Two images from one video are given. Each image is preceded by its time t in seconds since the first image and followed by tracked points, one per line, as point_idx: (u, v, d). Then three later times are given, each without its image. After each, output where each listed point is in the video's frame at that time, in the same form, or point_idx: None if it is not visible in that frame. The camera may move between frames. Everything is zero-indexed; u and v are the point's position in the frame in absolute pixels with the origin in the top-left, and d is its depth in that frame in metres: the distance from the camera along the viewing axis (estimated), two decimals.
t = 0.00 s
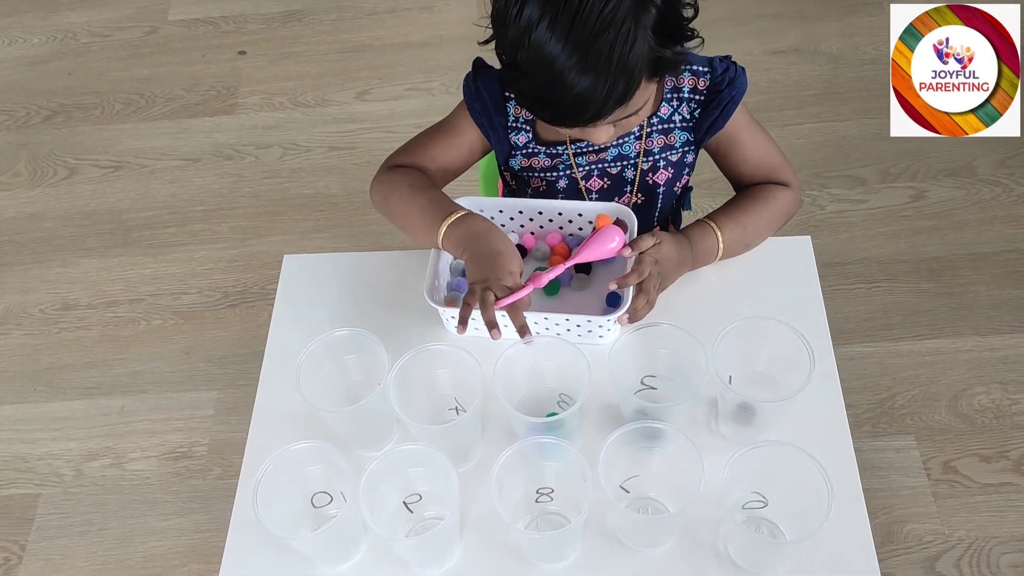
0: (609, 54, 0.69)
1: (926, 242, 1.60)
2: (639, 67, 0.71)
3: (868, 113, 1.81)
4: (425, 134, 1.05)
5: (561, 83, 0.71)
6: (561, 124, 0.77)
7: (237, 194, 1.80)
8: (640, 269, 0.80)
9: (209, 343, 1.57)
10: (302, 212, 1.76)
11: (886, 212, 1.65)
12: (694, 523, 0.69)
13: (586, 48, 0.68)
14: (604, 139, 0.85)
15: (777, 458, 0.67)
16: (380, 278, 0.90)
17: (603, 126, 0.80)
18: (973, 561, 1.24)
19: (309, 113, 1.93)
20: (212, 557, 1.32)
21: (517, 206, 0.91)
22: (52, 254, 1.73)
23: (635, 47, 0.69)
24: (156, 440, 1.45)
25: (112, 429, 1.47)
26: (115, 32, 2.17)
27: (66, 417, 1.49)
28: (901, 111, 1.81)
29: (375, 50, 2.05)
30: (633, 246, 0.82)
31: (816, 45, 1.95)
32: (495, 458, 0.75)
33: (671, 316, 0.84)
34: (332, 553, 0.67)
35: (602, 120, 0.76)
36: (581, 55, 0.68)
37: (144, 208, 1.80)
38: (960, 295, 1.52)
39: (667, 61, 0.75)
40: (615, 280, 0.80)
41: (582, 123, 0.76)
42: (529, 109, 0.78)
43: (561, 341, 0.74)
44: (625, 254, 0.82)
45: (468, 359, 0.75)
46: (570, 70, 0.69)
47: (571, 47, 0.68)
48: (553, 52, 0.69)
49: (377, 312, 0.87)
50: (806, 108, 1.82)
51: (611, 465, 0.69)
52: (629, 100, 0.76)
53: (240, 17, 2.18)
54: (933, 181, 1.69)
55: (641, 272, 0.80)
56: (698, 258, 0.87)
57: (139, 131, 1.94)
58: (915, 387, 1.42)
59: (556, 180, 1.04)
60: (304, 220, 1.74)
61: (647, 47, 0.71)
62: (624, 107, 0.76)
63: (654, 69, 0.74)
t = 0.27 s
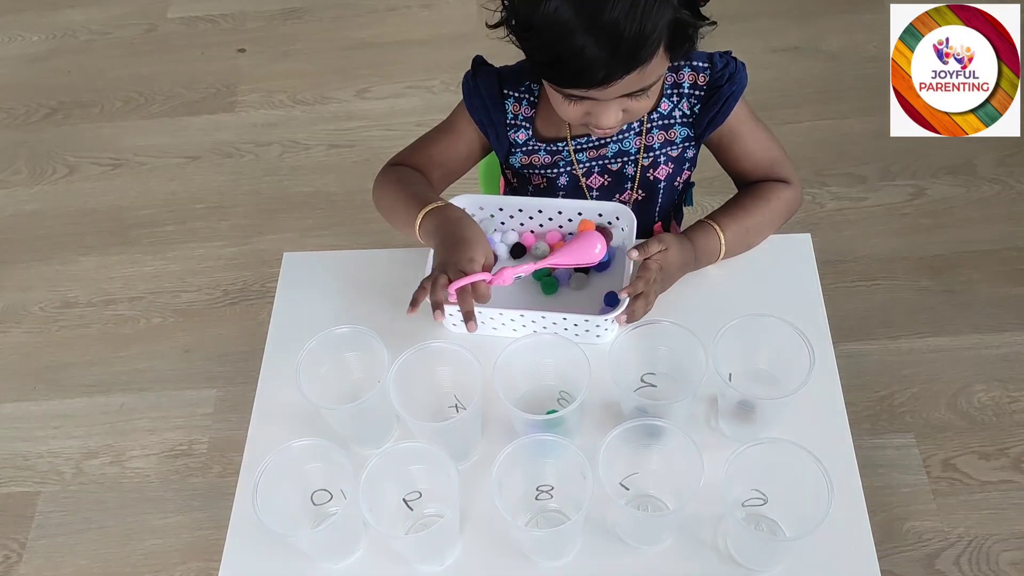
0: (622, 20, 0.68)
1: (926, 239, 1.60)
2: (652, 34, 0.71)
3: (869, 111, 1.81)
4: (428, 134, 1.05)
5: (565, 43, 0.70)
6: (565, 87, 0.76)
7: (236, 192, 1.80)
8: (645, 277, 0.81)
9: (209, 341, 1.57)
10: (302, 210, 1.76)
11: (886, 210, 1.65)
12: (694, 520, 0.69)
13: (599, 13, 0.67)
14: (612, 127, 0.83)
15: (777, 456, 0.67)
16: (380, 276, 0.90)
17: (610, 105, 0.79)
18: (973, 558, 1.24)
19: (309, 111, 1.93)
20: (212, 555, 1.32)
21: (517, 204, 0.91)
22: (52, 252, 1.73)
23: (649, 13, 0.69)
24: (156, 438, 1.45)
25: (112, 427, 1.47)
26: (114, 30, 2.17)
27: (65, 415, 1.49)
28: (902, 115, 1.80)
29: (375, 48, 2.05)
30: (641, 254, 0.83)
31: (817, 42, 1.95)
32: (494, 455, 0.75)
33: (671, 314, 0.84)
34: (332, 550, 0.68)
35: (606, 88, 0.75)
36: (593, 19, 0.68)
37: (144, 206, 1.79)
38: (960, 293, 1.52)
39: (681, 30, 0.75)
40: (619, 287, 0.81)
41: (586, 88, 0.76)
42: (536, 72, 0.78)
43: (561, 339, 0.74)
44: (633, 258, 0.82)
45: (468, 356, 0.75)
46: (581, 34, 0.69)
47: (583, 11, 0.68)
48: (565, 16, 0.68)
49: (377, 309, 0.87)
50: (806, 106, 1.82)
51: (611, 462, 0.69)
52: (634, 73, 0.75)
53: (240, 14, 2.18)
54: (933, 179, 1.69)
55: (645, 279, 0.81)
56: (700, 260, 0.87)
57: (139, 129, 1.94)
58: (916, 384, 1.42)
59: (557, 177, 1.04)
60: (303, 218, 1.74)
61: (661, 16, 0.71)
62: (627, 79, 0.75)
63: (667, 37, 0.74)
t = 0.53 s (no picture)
0: None
1: (926, 238, 1.60)
2: None
3: (869, 109, 1.81)
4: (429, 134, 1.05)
5: (543, 23, 0.71)
6: (573, 68, 0.76)
7: (236, 191, 1.80)
8: (652, 275, 0.81)
9: (209, 340, 1.57)
10: (301, 209, 1.76)
11: (886, 208, 1.65)
12: (694, 519, 0.69)
13: None
14: (648, 92, 0.81)
15: (777, 454, 0.67)
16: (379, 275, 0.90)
17: (628, 69, 0.77)
18: (973, 557, 1.24)
19: (308, 110, 1.93)
20: (212, 554, 1.32)
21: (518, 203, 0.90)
22: (52, 251, 1.73)
23: None
24: (156, 437, 1.45)
25: (111, 426, 1.47)
26: (114, 29, 2.16)
27: (65, 414, 1.49)
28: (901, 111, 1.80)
29: (375, 47, 2.05)
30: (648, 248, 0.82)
31: (817, 41, 1.94)
32: (494, 454, 0.75)
33: (671, 313, 0.84)
34: (332, 549, 0.67)
35: (609, 51, 0.74)
36: None
37: (143, 206, 1.79)
38: (961, 291, 1.52)
39: None
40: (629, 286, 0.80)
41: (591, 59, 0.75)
42: (549, 70, 0.80)
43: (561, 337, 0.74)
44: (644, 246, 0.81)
45: (467, 354, 0.75)
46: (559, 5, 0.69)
47: None
48: None
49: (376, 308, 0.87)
50: (806, 105, 1.82)
51: (611, 460, 0.69)
52: (631, 26, 0.72)
53: (239, 13, 2.18)
54: (933, 177, 1.69)
55: (652, 278, 0.81)
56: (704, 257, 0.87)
57: (138, 128, 1.94)
58: (916, 383, 1.42)
59: (558, 180, 1.04)
60: (303, 217, 1.74)
61: None
62: (628, 35, 0.73)
63: None
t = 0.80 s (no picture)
0: None
1: (926, 242, 1.60)
2: None
3: (869, 113, 1.81)
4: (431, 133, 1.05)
5: (525, 15, 0.73)
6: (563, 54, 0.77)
7: (236, 194, 1.80)
8: (651, 276, 0.81)
9: (210, 343, 1.57)
10: (301, 212, 1.76)
11: (886, 212, 1.65)
12: (693, 524, 0.69)
13: None
14: (638, 83, 0.80)
15: (776, 458, 0.67)
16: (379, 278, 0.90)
17: (615, 53, 0.77)
18: (973, 561, 1.24)
19: (309, 113, 1.93)
20: (211, 557, 1.32)
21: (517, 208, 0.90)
22: (52, 253, 1.73)
23: None
24: (155, 440, 1.45)
25: (111, 429, 1.47)
26: (115, 31, 2.17)
27: (64, 417, 1.49)
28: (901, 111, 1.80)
29: (375, 50, 2.05)
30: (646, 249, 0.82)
31: (817, 44, 1.95)
32: (493, 458, 0.75)
33: (671, 318, 0.84)
34: (331, 553, 0.67)
35: (593, 33, 0.74)
36: None
37: (144, 208, 1.79)
38: (961, 295, 1.52)
39: None
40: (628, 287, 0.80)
41: (575, 43, 0.75)
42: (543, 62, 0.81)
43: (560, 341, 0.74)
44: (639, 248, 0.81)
45: (467, 358, 0.75)
46: None
47: None
48: None
49: (375, 311, 0.87)
50: (806, 108, 1.82)
51: (610, 465, 0.69)
52: (615, 6, 0.72)
53: (240, 16, 2.18)
54: (933, 181, 1.69)
55: (652, 279, 0.81)
56: (705, 260, 0.87)
57: (139, 130, 1.94)
58: (916, 386, 1.41)
59: (556, 184, 1.04)
60: (303, 220, 1.74)
61: None
62: (612, 15, 0.73)
63: None
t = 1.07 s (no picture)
0: None
1: (929, 255, 1.60)
2: None
3: (872, 125, 1.81)
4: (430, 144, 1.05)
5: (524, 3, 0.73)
6: (543, 59, 0.77)
7: (240, 202, 1.81)
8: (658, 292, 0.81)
9: (212, 351, 1.57)
10: (305, 221, 1.76)
11: (889, 225, 1.65)
12: (694, 537, 0.68)
13: None
14: (603, 113, 0.81)
15: (777, 472, 0.66)
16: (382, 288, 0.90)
17: (590, 80, 0.78)
18: None
19: (313, 122, 1.94)
20: (211, 565, 1.32)
21: (519, 219, 0.90)
22: (56, 260, 1.73)
23: None
24: (157, 448, 1.45)
25: (113, 436, 1.47)
26: (121, 40, 2.18)
27: (66, 424, 1.49)
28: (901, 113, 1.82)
29: (380, 59, 2.06)
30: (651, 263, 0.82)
31: (820, 56, 1.95)
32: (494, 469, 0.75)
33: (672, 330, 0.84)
34: (331, 563, 0.67)
35: (572, 54, 0.75)
36: None
37: (148, 216, 1.80)
38: (964, 308, 1.52)
39: None
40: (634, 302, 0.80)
41: (557, 56, 0.76)
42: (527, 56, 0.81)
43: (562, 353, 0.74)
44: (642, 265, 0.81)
45: (468, 369, 0.75)
46: None
47: None
48: None
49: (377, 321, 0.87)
50: (809, 120, 1.82)
51: (611, 477, 0.69)
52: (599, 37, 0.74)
53: (246, 25, 2.19)
54: (936, 193, 1.69)
55: (658, 295, 0.81)
56: (708, 275, 0.87)
57: (144, 138, 1.95)
58: (918, 400, 1.41)
59: (557, 194, 1.04)
60: (307, 228, 1.75)
61: None
62: (595, 42, 0.74)
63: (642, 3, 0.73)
